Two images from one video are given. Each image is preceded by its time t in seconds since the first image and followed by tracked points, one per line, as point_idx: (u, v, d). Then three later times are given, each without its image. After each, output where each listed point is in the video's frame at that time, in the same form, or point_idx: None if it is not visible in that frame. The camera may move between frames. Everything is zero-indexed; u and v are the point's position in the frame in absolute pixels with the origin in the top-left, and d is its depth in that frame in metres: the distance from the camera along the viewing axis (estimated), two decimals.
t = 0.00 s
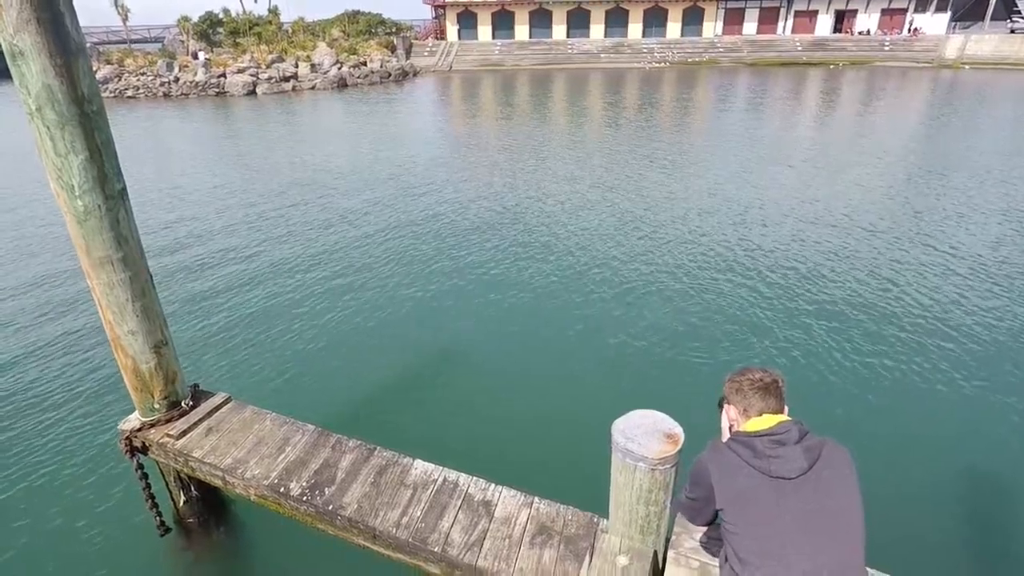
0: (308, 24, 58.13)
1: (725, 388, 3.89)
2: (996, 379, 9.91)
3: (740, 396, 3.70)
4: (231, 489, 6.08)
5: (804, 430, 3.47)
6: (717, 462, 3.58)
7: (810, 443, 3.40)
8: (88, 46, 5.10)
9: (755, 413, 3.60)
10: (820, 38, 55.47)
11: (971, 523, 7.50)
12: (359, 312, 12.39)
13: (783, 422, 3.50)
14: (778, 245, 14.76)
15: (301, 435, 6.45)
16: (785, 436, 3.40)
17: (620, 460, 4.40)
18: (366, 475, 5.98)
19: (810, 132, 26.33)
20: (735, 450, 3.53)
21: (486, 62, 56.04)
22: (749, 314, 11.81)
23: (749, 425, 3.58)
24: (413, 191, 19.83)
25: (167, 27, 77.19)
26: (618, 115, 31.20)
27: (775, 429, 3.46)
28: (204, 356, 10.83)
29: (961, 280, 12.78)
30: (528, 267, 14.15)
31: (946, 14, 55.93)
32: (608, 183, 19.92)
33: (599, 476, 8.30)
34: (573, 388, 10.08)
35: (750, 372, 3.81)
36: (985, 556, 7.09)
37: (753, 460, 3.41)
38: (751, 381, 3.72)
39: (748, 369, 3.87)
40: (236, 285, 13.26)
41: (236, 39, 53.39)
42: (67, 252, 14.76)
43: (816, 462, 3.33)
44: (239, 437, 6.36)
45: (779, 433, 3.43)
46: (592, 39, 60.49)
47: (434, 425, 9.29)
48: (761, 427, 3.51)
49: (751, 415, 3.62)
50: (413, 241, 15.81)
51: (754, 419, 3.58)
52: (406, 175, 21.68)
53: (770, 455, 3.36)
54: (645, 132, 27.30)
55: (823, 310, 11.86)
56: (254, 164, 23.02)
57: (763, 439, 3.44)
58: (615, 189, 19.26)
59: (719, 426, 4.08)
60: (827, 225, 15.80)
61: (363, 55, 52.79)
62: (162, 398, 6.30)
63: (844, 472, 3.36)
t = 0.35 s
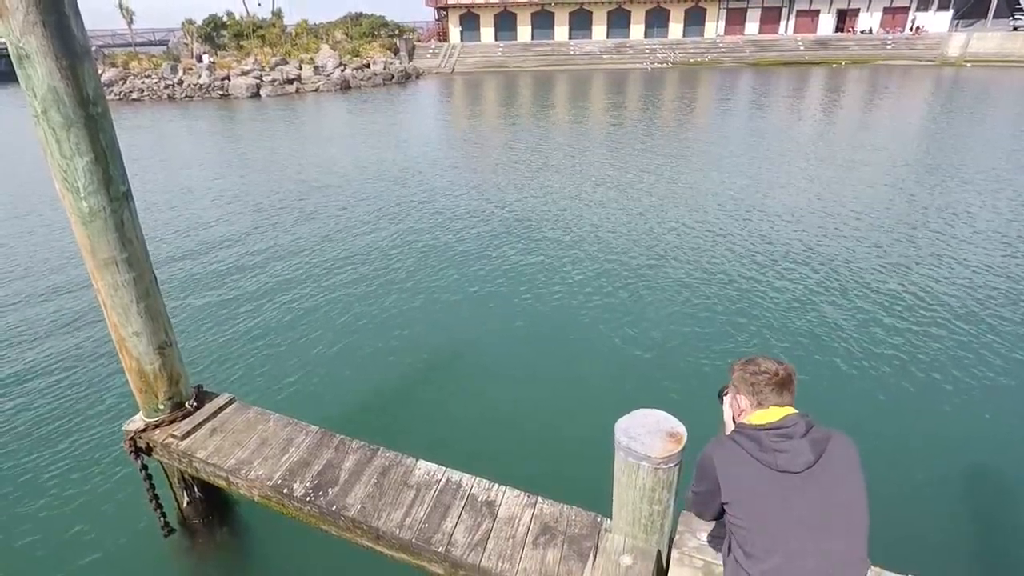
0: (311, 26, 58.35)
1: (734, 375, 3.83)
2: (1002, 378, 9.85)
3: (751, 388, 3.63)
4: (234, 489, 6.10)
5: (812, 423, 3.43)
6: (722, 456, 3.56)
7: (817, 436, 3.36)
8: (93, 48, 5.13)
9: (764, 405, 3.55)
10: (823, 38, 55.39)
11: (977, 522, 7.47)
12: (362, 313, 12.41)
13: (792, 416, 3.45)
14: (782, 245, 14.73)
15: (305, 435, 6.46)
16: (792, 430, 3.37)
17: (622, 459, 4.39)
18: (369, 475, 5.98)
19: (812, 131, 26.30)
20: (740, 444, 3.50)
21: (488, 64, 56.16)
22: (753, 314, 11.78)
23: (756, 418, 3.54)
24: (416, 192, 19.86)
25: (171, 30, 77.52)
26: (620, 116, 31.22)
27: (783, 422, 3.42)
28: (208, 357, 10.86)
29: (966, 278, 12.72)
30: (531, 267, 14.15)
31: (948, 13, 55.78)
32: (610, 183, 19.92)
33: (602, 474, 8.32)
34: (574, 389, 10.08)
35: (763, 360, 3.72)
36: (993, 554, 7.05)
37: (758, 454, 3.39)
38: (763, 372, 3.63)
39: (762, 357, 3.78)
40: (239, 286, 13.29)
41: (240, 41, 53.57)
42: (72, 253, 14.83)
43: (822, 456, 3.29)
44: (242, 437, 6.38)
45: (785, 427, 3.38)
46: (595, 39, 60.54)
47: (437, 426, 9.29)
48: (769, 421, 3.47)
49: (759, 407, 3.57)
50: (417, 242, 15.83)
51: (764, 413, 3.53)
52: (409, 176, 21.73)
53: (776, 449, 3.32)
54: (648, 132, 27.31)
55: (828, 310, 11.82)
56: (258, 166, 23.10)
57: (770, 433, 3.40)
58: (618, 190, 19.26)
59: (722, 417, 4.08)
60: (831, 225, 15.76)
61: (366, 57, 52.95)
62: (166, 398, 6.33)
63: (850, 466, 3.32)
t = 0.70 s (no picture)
0: (317, 25, 58.47)
1: (738, 360, 3.75)
2: (1005, 382, 9.81)
3: (759, 377, 3.55)
4: (237, 485, 6.13)
5: (816, 413, 3.41)
6: (726, 446, 3.50)
7: (822, 429, 3.34)
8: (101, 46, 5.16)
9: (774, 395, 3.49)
10: (829, 40, 55.24)
11: (979, 524, 7.46)
12: (365, 312, 12.43)
13: (798, 407, 3.42)
14: (786, 246, 14.69)
15: (308, 432, 6.49)
16: (799, 422, 3.33)
17: (624, 459, 4.41)
18: (372, 472, 6.01)
19: (817, 133, 26.25)
20: (746, 435, 3.44)
21: (494, 64, 56.20)
22: (756, 316, 11.77)
23: (762, 407, 3.48)
24: (420, 191, 19.90)
25: (178, 29, 77.79)
26: (624, 117, 31.22)
27: (791, 414, 3.37)
28: (211, 354, 10.91)
29: (971, 282, 12.67)
30: (533, 267, 14.16)
31: (956, 15, 55.57)
32: (614, 184, 19.91)
33: (604, 473, 8.34)
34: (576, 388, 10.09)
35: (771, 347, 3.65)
36: (992, 557, 7.05)
37: (764, 446, 3.35)
38: (771, 362, 3.56)
39: (768, 342, 3.72)
40: (243, 284, 13.35)
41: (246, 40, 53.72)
42: (78, 249, 14.92)
43: (828, 448, 3.28)
44: (245, 434, 6.41)
45: (793, 420, 3.34)
46: (600, 40, 60.51)
47: (441, 424, 9.31)
48: (776, 411, 3.41)
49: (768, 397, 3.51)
50: (420, 241, 15.86)
51: (771, 402, 3.48)
52: (414, 175, 21.77)
53: (782, 442, 3.29)
54: (652, 133, 27.29)
55: (831, 312, 11.80)
56: (263, 164, 23.17)
57: (777, 424, 3.35)
58: (621, 190, 19.26)
59: (719, 405, 4.31)
60: (835, 227, 15.73)
61: (371, 56, 53.04)
62: (171, 393, 6.37)
63: (854, 457, 3.32)
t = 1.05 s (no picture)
0: (325, 29, 58.86)
1: (741, 355, 3.62)
2: (1016, 390, 9.70)
3: (764, 376, 3.43)
4: (241, 488, 6.14)
5: (823, 415, 3.35)
6: (733, 451, 3.42)
7: (828, 430, 3.30)
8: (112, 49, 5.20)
9: (781, 397, 3.38)
10: (837, 46, 55.13)
11: (990, 533, 7.34)
12: (370, 315, 12.45)
13: (807, 410, 3.34)
14: (791, 253, 14.64)
15: (312, 435, 6.49)
16: (808, 427, 3.27)
17: (627, 465, 4.38)
18: (375, 476, 6.00)
19: (824, 139, 26.19)
20: (753, 438, 3.36)
21: (500, 68, 56.40)
22: (761, 322, 11.72)
23: (770, 408, 3.37)
24: (426, 195, 19.97)
25: (188, 32, 78.44)
26: (630, 122, 31.24)
27: (800, 419, 3.29)
28: (217, 355, 10.95)
29: (980, 289, 12.57)
30: (539, 272, 14.15)
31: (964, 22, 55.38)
32: (620, 189, 19.91)
33: (607, 479, 8.29)
34: (580, 393, 10.08)
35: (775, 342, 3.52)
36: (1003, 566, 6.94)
37: (772, 451, 3.29)
38: (776, 359, 3.43)
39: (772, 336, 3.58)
40: (249, 286, 13.40)
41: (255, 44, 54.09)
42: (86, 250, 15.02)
43: (835, 450, 3.25)
44: (250, 436, 6.42)
45: (801, 425, 3.27)
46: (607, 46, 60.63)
47: (445, 429, 9.29)
48: (783, 415, 3.32)
49: (775, 398, 3.40)
50: (425, 245, 15.89)
51: (778, 404, 3.38)
52: (420, 179, 21.84)
53: (791, 448, 3.24)
54: (658, 138, 27.30)
55: (837, 318, 11.73)
56: (270, 167, 23.29)
57: (786, 430, 3.28)
58: (627, 196, 19.26)
59: (718, 401, 4.43)
60: (841, 233, 15.67)
61: (379, 60, 53.34)
62: (177, 395, 6.39)
63: (859, 456, 3.31)
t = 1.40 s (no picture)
0: (326, 36, 59.07)
1: (744, 359, 3.57)
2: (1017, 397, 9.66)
3: (768, 381, 3.38)
4: (239, 495, 6.10)
5: (830, 427, 3.29)
6: (738, 463, 3.32)
7: (836, 443, 3.22)
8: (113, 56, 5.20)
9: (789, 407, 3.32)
10: (836, 54, 55.36)
11: (993, 540, 7.29)
12: (370, 321, 12.43)
13: (815, 425, 3.27)
14: (792, 260, 14.64)
15: (311, 442, 6.46)
16: (816, 441, 3.20)
17: (627, 472, 4.35)
18: (374, 483, 5.96)
19: (824, 146, 26.24)
20: (759, 451, 3.26)
21: (501, 75, 56.58)
22: (762, 328, 11.69)
23: (777, 420, 3.29)
24: (426, 201, 19.98)
25: (188, 38, 78.70)
26: (630, 129, 31.32)
27: (809, 434, 3.21)
28: (215, 361, 10.92)
29: (981, 296, 12.55)
30: (539, 278, 14.14)
31: (963, 31, 55.62)
32: (620, 196, 19.94)
33: (607, 486, 8.25)
34: (579, 400, 10.03)
35: (780, 345, 3.44)
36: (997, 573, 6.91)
37: (779, 465, 3.20)
38: (782, 363, 3.36)
39: (777, 338, 3.51)
40: (249, 292, 13.38)
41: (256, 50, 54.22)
42: (85, 257, 15.02)
43: (842, 464, 3.18)
44: (248, 443, 6.38)
45: (811, 441, 3.18)
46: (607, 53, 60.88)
47: (444, 436, 9.25)
48: (793, 429, 3.24)
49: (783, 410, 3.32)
50: (426, 251, 15.88)
51: (786, 415, 3.30)
52: (420, 185, 21.86)
53: (798, 463, 3.16)
54: (658, 145, 27.35)
55: (838, 325, 11.69)
56: (271, 173, 23.30)
57: (794, 445, 3.19)
58: (628, 202, 19.27)
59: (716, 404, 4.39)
60: (842, 240, 15.67)
61: (379, 67, 53.51)
62: (175, 402, 6.35)
63: (865, 467, 3.24)
